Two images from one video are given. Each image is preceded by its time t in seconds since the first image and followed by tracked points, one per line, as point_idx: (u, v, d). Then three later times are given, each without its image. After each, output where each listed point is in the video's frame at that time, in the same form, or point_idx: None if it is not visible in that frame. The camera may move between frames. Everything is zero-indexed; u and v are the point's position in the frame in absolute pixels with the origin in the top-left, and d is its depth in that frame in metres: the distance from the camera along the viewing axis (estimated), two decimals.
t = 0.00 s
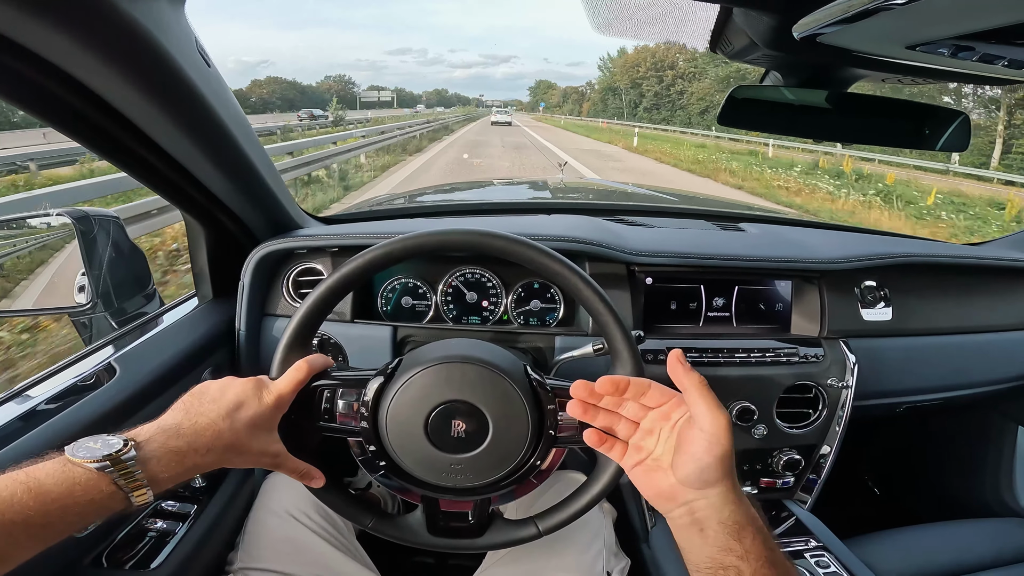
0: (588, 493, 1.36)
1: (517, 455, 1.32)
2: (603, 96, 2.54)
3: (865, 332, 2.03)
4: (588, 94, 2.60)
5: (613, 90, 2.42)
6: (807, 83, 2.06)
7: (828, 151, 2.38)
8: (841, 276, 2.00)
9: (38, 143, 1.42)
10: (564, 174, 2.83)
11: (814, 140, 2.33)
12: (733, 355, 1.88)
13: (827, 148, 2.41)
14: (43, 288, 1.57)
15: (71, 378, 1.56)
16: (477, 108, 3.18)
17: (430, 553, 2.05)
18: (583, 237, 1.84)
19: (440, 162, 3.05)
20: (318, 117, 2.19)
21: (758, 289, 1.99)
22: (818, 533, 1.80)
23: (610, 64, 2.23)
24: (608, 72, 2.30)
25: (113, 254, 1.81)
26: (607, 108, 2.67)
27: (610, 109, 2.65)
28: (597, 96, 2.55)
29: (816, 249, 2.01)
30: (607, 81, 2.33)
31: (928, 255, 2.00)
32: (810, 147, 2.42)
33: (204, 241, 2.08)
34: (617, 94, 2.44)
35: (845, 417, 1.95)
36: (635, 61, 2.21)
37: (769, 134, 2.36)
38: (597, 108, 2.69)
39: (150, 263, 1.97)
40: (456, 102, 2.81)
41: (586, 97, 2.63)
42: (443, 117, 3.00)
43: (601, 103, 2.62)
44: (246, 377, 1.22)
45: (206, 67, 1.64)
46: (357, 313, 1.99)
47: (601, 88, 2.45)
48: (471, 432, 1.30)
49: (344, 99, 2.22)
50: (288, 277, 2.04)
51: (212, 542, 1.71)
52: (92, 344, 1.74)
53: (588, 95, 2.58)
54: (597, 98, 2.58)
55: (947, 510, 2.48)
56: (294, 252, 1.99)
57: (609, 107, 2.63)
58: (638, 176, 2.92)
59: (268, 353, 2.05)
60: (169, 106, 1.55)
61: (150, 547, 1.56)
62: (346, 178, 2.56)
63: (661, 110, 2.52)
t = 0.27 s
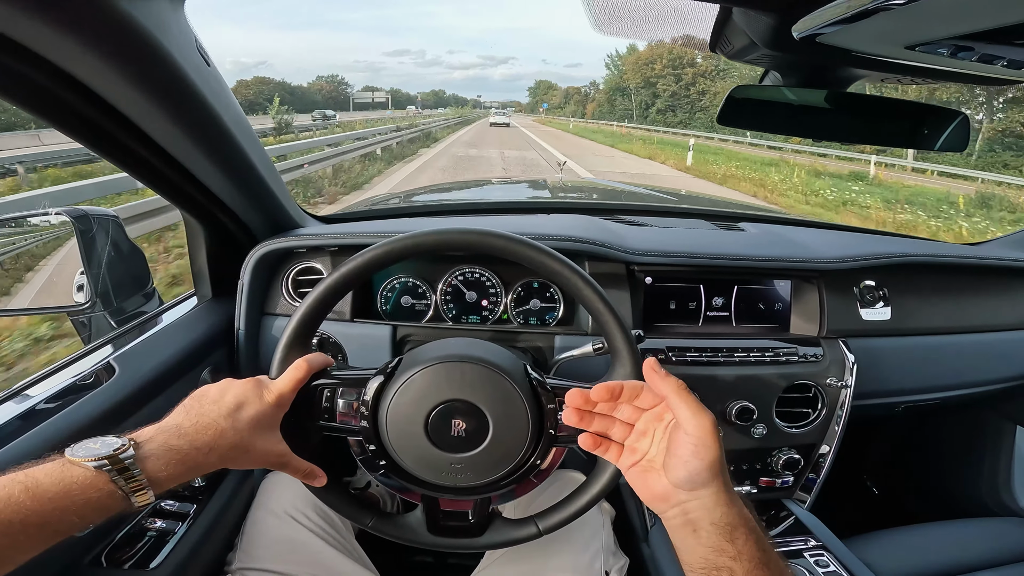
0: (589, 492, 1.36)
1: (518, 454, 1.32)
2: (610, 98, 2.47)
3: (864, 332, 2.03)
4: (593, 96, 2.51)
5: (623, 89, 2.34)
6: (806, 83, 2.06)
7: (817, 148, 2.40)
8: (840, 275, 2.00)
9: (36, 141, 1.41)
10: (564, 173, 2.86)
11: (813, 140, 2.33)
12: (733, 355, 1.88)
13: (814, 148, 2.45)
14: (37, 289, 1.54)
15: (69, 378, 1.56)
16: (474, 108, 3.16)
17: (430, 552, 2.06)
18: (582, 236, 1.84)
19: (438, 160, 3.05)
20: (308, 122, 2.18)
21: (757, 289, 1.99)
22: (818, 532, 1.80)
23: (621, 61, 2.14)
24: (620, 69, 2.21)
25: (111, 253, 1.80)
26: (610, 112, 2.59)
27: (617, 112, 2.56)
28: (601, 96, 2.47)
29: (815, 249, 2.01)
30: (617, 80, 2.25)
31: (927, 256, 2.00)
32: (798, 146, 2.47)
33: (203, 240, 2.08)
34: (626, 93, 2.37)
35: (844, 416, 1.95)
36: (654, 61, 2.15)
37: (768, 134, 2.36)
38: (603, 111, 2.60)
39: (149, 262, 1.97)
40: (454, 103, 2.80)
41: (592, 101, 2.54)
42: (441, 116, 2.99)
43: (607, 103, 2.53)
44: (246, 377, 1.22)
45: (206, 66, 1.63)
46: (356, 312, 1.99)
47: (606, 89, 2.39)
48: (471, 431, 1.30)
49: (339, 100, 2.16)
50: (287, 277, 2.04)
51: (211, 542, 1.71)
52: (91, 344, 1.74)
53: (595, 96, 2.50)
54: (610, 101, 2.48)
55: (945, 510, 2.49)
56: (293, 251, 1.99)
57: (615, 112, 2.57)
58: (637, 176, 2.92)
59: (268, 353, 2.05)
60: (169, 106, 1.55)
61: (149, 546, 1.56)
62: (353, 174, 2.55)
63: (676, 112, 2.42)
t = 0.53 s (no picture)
0: (586, 492, 1.41)
1: (518, 456, 1.36)
2: (618, 98, 2.45)
3: (855, 337, 2.08)
4: (599, 97, 2.49)
5: (631, 84, 2.34)
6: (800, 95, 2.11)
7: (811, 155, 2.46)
8: (832, 282, 2.05)
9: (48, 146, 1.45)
10: (563, 177, 2.91)
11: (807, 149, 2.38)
12: (727, 360, 1.93)
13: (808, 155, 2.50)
14: (43, 288, 1.58)
15: (81, 380, 1.60)
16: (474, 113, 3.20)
17: (430, 552, 2.10)
18: (581, 244, 1.89)
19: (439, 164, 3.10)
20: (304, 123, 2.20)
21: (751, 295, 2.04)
22: (809, 533, 1.85)
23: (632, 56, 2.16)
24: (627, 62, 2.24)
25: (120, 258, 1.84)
26: (618, 113, 2.57)
27: (626, 113, 2.54)
28: (609, 96, 2.44)
29: (808, 256, 2.06)
30: (628, 77, 2.29)
31: (918, 263, 2.05)
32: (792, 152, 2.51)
33: (209, 246, 2.12)
34: (636, 92, 2.37)
35: (834, 419, 2.00)
36: (653, 53, 2.21)
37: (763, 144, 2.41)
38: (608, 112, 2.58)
39: (155, 267, 2.01)
40: (455, 108, 2.84)
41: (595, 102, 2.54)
42: (443, 121, 3.03)
43: (615, 104, 2.50)
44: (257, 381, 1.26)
45: (219, 78, 1.68)
46: (359, 317, 2.03)
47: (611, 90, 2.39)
48: (473, 433, 1.34)
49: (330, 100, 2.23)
50: (292, 282, 2.08)
51: (217, 541, 1.75)
52: (99, 348, 1.78)
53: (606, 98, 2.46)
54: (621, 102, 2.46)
55: (935, 512, 2.54)
56: (298, 257, 2.03)
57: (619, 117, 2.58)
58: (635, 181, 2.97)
59: (272, 356, 2.09)
60: (180, 115, 1.60)
61: (157, 547, 1.60)
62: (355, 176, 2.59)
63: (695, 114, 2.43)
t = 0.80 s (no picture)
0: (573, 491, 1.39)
1: (500, 455, 1.34)
2: (628, 97, 2.43)
3: (849, 335, 2.06)
4: (605, 97, 2.49)
5: (645, 83, 2.34)
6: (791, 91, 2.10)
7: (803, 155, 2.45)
8: (825, 280, 2.03)
9: (39, 145, 1.44)
10: (560, 177, 2.88)
11: (801, 147, 2.36)
12: (717, 359, 1.91)
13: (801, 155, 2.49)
14: (31, 293, 1.56)
15: (65, 379, 1.59)
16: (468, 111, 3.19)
17: (421, 552, 2.08)
18: (570, 241, 1.87)
19: (433, 164, 3.08)
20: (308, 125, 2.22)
21: (743, 293, 2.02)
22: (800, 535, 1.82)
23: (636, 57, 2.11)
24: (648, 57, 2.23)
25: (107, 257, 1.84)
26: (629, 115, 2.53)
27: (639, 116, 2.50)
28: (619, 96, 2.42)
29: (801, 254, 2.04)
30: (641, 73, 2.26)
31: (912, 261, 2.03)
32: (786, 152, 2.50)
33: (198, 246, 2.11)
34: (650, 91, 2.36)
35: (827, 418, 1.98)
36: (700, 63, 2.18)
37: (756, 141, 2.39)
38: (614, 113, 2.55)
39: (145, 266, 2.01)
40: (448, 106, 2.83)
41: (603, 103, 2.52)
42: (437, 121, 3.02)
43: (625, 104, 2.47)
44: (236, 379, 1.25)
45: (197, 77, 1.67)
46: (348, 316, 2.01)
47: (619, 90, 2.39)
48: (455, 432, 1.32)
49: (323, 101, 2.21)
50: (280, 280, 2.07)
51: (202, 541, 1.74)
52: (87, 346, 1.77)
53: (615, 96, 2.43)
54: (639, 104, 2.42)
55: (933, 513, 2.51)
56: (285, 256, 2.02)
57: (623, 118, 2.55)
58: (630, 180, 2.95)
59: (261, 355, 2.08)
60: (164, 118, 1.60)
61: (141, 545, 1.58)
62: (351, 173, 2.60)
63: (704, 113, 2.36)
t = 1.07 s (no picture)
0: (588, 496, 1.37)
1: (516, 459, 1.33)
2: (642, 95, 2.44)
3: (862, 337, 2.04)
4: (614, 96, 2.47)
5: (665, 81, 2.35)
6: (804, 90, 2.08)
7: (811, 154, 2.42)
8: (838, 281, 2.02)
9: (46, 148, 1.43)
10: (565, 179, 2.87)
11: (813, 146, 2.34)
12: (731, 361, 1.89)
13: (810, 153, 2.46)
14: (35, 297, 1.54)
15: (76, 384, 1.57)
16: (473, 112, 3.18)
17: (431, 556, 2.07)
18: (582, 243, 1.86)
19: (437, 166, 3.07)
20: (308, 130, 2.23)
21: (755, 294, 2.01)
22: (816, 537, 1.82)
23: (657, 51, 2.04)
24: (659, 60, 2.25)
25: (116, 259, 1.82)
26: (643, 116, 2.52)
27: (655, 119, 2.51)
28: (632, 95, 2.43)
29: (813, 255, 2.02)
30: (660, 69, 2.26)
31: (926, 261, 2.01)
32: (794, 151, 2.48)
33: (206, 248, 2.10)
34: (670, 88, 2.38)
35: (841, 421, 1.97)
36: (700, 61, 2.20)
37: (767, 141, 2.38)
38: (623, 113, 2.54)
39: (152, 269, 1.99)
40: (455, 107, 2.82)
41: (609, 103, 2.51)
42: (443, 122, 3.02)
43: (638, 103, 2.47)
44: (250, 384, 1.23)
45: (208, 76, 1.66)
46: (357, 318, 2.00)
47: (637, 88, 2.40)
48: (471, 436, 1.31)
49: (318, 101, 2.14)
50: (289, 283, 2.06)
51: (213, 546, 1.72)
52: (95, 349, 1.76)
53: (631, 97, 2.43)
54: (655, 103, 2.44)
55: (944, 515, 2.50)
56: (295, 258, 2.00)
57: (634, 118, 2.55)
58: (636, 181, 2.94)
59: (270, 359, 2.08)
60: (172, 116, 1.58)
61: (153, 550, 1.58)
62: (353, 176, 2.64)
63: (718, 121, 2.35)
